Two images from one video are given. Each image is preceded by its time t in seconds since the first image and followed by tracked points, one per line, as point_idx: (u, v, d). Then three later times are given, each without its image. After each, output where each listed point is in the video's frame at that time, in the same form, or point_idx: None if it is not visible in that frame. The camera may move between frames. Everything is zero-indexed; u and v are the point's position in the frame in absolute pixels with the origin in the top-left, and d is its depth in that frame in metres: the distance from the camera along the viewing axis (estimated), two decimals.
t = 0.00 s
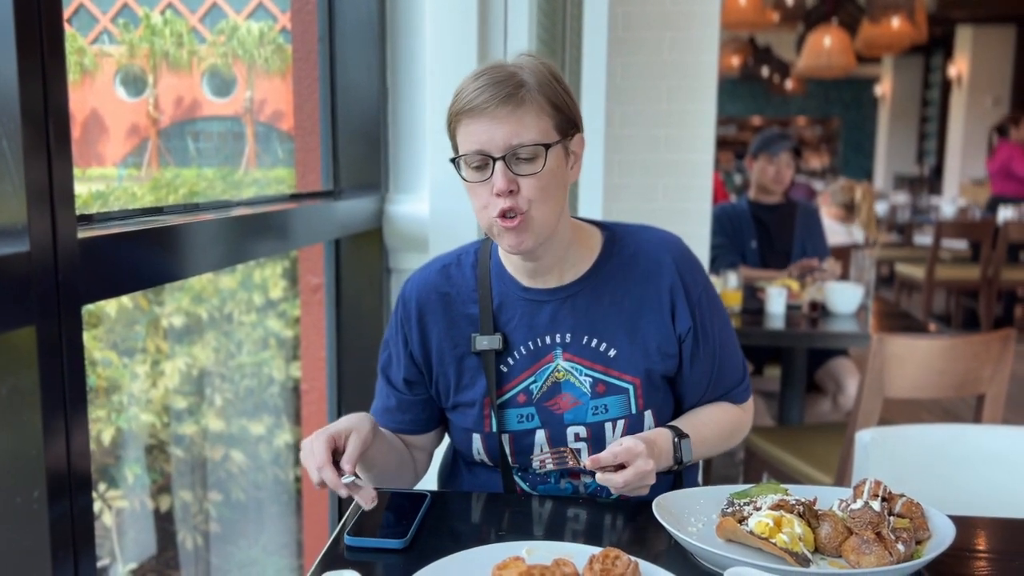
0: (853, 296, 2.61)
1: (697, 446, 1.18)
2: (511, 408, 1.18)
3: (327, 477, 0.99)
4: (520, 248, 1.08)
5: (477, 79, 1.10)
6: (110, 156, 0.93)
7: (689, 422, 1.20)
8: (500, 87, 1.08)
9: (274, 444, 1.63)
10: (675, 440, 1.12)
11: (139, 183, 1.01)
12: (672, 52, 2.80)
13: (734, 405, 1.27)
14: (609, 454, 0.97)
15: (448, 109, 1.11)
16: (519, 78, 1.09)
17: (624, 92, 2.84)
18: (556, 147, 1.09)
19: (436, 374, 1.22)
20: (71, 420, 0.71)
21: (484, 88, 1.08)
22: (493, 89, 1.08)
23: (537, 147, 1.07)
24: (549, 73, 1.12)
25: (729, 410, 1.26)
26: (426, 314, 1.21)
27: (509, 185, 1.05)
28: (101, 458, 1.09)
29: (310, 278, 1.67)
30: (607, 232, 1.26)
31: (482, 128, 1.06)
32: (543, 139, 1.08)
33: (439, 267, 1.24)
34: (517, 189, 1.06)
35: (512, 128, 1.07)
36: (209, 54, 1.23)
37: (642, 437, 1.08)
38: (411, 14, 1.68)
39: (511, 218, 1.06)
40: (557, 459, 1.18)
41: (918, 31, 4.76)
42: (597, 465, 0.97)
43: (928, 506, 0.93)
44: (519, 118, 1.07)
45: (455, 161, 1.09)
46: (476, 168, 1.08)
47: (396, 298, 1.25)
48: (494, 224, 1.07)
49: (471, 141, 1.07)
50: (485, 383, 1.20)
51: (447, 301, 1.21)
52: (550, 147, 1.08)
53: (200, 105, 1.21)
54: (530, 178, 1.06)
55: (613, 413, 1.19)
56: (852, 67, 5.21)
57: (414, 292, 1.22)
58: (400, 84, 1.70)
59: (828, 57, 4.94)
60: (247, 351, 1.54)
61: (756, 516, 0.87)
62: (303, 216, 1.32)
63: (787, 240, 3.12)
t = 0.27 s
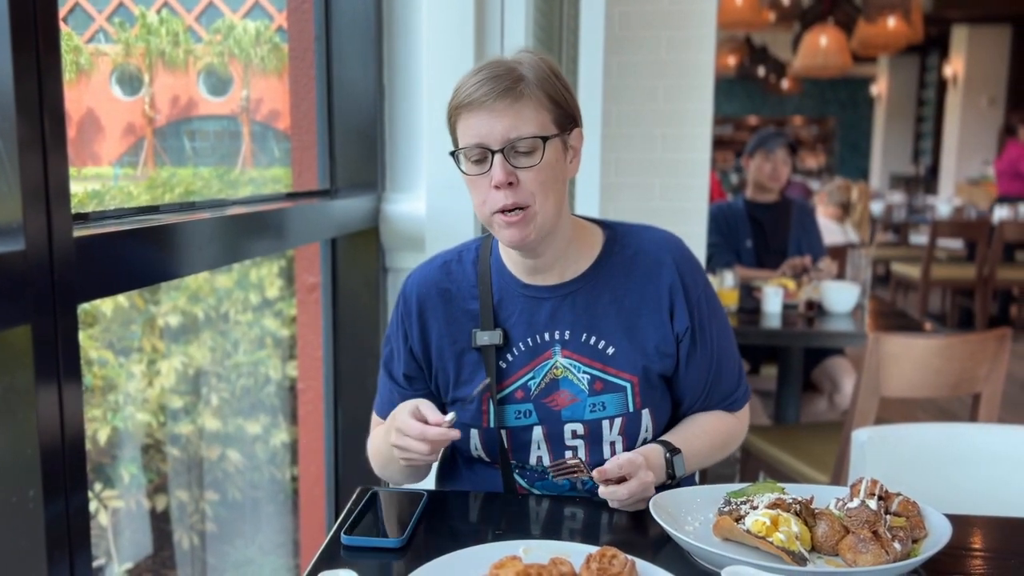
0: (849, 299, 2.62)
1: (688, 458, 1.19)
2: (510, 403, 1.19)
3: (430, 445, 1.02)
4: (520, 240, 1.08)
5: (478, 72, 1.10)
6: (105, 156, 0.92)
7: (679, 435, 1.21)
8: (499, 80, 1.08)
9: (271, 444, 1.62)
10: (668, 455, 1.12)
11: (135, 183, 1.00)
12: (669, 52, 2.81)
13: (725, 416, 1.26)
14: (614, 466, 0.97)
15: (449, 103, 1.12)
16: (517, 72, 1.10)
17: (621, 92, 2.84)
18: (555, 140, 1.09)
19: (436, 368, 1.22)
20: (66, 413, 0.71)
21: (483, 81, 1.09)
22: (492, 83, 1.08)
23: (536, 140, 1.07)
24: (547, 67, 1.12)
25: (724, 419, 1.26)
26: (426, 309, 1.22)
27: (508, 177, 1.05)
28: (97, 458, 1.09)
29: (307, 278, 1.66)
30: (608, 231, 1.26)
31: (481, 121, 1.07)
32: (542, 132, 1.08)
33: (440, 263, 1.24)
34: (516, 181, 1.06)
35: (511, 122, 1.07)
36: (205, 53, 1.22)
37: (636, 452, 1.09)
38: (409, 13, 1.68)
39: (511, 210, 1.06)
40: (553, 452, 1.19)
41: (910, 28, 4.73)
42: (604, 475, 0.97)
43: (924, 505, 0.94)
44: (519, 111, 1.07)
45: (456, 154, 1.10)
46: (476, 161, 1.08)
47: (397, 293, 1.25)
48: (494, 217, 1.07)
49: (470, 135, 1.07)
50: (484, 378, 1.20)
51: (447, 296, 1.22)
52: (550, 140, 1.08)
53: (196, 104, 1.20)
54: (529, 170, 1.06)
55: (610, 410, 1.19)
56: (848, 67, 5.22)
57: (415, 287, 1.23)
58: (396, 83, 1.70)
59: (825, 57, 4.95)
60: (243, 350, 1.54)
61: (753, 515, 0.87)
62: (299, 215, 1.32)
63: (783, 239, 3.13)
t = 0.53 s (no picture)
0: (846, 297, 2.62)
1: (687, 465, 1.18)
2: (510, 401, 1.19)
3: (469, 468, 1.01)
4: (526, 238, 1.08)
5: (489, 70, 1.10)
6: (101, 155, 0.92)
7: (678, 441, 1.21)
8: (511, 79, 1.08)
9: (267, 444, 1.62)
10: (670, 461, 1.10)
11: (131, 182, 1.00)
12: (666, 51, 2.81)
13: (723, 419, 1.27)
14: (626, 471, 0.99)
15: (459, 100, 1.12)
16: (528, 71, 1.10)
17: (617, 92, 2.84)
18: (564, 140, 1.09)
19: (437, 365, 1.22)
20: (63, 410, 0.70)
21: (494, 80, 1.09)
22: (503, 82, 1.08)
23: (545, 140, 1.07)
24: (558, 67, 1.12)
25: (723, 423, 1.26)
26: (428, 307, 1.22)
27: (516, 177, 1.05)
28: (92, 458, 1.09)
29: (304, 278, 1.66)
30: (612, 230, 1.26)
31: (491, 120, 1.07)
32: (551, 132, 1.08)
33: (443, 261, 1.24)
34: (524, 181, 1.06)
35: (521, 120, 1.07)
36: (201, 52, 1.21)
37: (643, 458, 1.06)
38: (406, 13, 1.68)
39: (519, 210, 1.07)
40: (553, 450, 1.19)
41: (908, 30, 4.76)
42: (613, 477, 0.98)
43: (921, 505, 0.94)
44: (529, 111, 1.07)
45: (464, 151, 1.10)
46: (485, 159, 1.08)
47: (399, 292, 1.25)
48: (501, 215, 1.07)
49: (479, 132, 1.08)
50: (486, 375, 1.20)
51: (449, 294, 1.22)
52: (559, 140, 1.08)
53: (192, 104, 1.19)
54: (537, 170, 1.06)
55: (611, 409, 1.19)
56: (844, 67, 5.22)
57: (417, 285, 1.23)
58: (394, 82, 1.71)
59: (821, 57, 4.96)
60: (240, 350, 1.53)
61: (751, 515, 0.87)
62: (296, 215, 1.31)
63: (778, 238, 3.14)
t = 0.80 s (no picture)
0: (843, 298, 2.62)
1: (687, 467, 1.19)
2: (512, 401, 1.19)
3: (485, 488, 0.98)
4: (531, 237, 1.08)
5: (499, 67, 1.10)
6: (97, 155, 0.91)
7: (677, 443, 1.21)
8: (521, 76, 1.09)
9: (264, 444, 1.62)
10: (668, 464, 1.11)
11: (127, 182, 0.99)
12: (663, 52, 2.81)
13: (722, 422, 1.27)
14: (623, 475, 0.97)
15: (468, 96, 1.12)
16: (539, 69, 1.10)
17: (614, 93, 2.84)
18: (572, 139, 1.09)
19: (440, 364, 1.22)
20: (59, 411, 0.70)
21: (504, 77, 1.09)
22: (513, 78, 1.08)
23: (553, 138, 1.07)
24: (568, 66, 1.12)
25: (722, 428, 1.26)
26: (431, 306, 1.22)
27: (524, 175, 1.06)
28: (88, 459, 1.09)
29: (299, 278, 1.65)
30: (616, 231, 1.26)
31: (500, 117, 1.07)
32: (560, 131, 1.08)
33: (446, 260, 1.24)
34: (531, 179, 1.06)
35: (530, 119, 1.07)
36: (198, 52, 1.21)
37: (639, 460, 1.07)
38: (406, 13, 1.68)
39: (525, 208, 1.07)
40: (554, 449, 1.19)
41: (904, 32, 4.77)
42: (610, 483, 0.97)
43: (918, 505, 0.94)
44: (539, 109, 1.08)
45: (472, 148, 1.10)
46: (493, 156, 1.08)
47: (402, 291, 1.25)
48: (507, 212, 1.07)
49: (488, 129, 1.08)
50: (488, 374, 1.20)
51: (453, 293, 1.22)
52: (567, 139, 1.08)
53: (189, 104, 1.18)
54: (545, 169, 1.07)
55: (613, 409, 1.19)
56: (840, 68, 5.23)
57: (420, 284, 1.23)
58: (392, 82, 1.71)
59: (817, 58, 4.97)
60: (236, 351, 1.53)
61: (748, 516, 0.87)
62: (293, 216, 1.31)
63: (774, 239, 3.15)
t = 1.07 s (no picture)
0: (839, 299, 2.63)
1: (686, 469, 1.19)
2: (511, 400, 1.18)
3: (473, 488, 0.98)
4: (538, 229, 1.07)
5: (515, 61, 1.12)
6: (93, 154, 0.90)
7: (676, 446, 1.21)
8: (536, 70, 1.10)
9: (261, 445, 1.61)
10: (665, 465, 1.11)
11: (124, 182, 0.98)
12: (659, 53, 2.81)
13: (720, 425, 1.27)
14: (617, 477, 0.98)
15: (480, 89, 1.13)
16: (553, 66, 1.12)
17: (611, 93, 2.84)
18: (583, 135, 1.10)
19: (439, 363, 1.22)
20: (54, 410, 0.70)
21: (519, 70, 1.11)
22: (529, 71, 1.10)
23: (566, 131, 1.08)
24: (581, 67, 1.15)
25: (719, 430, 1.26)
26: (430, 305, 1.22)
27: (536, 164, 1.06)
28: (84, 459, 1.10)
29: (297, 278, 1.65)
30: (616, 232, 1.26)
31: (514, 107, 1.08)
32: (572, 125, 1.09)
33: (445, 260, 1.24)
34: (543, 169, 1.06)
35: (545, 110, 1.08)
36: (193, 53, 1.20)
37: (633, 462, 1.08)
38: (404, 15, 1.68)
39: (535, 197, 1.06)
40: (553, 450, 1.19)
41: (900, 34, 4.78)
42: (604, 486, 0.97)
43: (914, 504, 0.94)
44: (553, 102, 1.09)
45: (482, 139, 1.10)
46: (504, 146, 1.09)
47: (401, 290, 1.25)
48: (515, 202, 1.07)
49: (501, 118, 1.08)
50: (487, 373, 1.20)
51: (452, 292, 1.22)
52: (578, 134, 1.09)
53: (185, 105, 1.18)
54: (556, 160, 1.07)
55: (612, 410, 1.19)
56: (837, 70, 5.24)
57: (419, 284, 1.23)
58: (389, 82, 1.70)
59: (813, 59, 4.98)
60: (232, 351, 1.52)
61: (745, 516, 0.87)
62: (290, 216, 1.31)
63: (771, 241, 3.15)
